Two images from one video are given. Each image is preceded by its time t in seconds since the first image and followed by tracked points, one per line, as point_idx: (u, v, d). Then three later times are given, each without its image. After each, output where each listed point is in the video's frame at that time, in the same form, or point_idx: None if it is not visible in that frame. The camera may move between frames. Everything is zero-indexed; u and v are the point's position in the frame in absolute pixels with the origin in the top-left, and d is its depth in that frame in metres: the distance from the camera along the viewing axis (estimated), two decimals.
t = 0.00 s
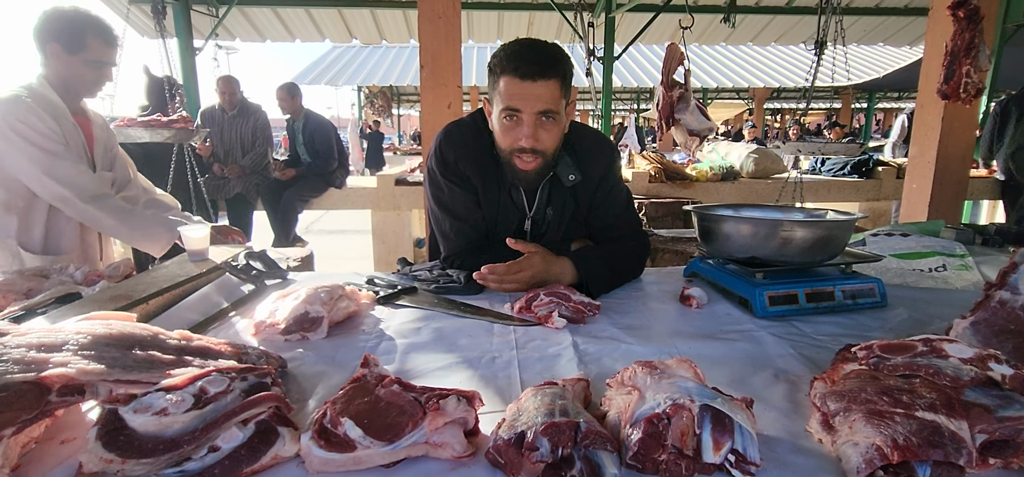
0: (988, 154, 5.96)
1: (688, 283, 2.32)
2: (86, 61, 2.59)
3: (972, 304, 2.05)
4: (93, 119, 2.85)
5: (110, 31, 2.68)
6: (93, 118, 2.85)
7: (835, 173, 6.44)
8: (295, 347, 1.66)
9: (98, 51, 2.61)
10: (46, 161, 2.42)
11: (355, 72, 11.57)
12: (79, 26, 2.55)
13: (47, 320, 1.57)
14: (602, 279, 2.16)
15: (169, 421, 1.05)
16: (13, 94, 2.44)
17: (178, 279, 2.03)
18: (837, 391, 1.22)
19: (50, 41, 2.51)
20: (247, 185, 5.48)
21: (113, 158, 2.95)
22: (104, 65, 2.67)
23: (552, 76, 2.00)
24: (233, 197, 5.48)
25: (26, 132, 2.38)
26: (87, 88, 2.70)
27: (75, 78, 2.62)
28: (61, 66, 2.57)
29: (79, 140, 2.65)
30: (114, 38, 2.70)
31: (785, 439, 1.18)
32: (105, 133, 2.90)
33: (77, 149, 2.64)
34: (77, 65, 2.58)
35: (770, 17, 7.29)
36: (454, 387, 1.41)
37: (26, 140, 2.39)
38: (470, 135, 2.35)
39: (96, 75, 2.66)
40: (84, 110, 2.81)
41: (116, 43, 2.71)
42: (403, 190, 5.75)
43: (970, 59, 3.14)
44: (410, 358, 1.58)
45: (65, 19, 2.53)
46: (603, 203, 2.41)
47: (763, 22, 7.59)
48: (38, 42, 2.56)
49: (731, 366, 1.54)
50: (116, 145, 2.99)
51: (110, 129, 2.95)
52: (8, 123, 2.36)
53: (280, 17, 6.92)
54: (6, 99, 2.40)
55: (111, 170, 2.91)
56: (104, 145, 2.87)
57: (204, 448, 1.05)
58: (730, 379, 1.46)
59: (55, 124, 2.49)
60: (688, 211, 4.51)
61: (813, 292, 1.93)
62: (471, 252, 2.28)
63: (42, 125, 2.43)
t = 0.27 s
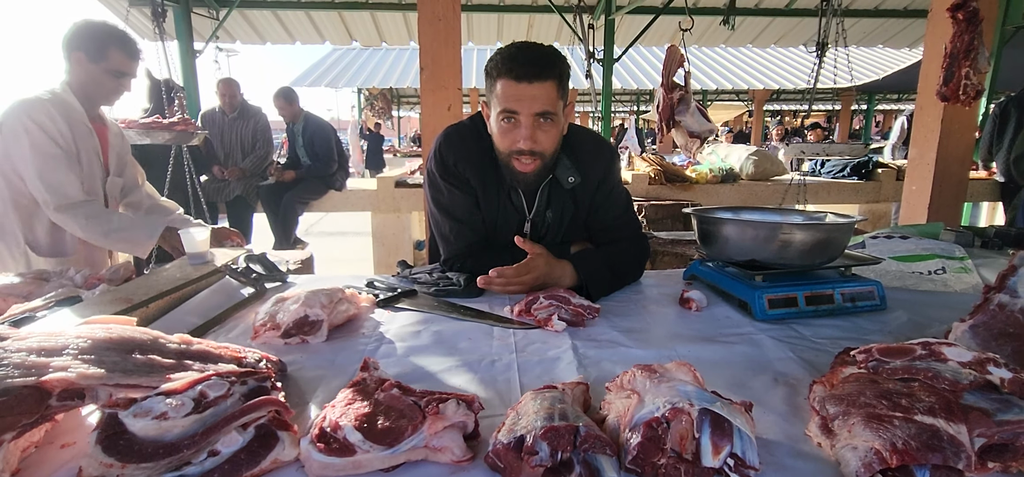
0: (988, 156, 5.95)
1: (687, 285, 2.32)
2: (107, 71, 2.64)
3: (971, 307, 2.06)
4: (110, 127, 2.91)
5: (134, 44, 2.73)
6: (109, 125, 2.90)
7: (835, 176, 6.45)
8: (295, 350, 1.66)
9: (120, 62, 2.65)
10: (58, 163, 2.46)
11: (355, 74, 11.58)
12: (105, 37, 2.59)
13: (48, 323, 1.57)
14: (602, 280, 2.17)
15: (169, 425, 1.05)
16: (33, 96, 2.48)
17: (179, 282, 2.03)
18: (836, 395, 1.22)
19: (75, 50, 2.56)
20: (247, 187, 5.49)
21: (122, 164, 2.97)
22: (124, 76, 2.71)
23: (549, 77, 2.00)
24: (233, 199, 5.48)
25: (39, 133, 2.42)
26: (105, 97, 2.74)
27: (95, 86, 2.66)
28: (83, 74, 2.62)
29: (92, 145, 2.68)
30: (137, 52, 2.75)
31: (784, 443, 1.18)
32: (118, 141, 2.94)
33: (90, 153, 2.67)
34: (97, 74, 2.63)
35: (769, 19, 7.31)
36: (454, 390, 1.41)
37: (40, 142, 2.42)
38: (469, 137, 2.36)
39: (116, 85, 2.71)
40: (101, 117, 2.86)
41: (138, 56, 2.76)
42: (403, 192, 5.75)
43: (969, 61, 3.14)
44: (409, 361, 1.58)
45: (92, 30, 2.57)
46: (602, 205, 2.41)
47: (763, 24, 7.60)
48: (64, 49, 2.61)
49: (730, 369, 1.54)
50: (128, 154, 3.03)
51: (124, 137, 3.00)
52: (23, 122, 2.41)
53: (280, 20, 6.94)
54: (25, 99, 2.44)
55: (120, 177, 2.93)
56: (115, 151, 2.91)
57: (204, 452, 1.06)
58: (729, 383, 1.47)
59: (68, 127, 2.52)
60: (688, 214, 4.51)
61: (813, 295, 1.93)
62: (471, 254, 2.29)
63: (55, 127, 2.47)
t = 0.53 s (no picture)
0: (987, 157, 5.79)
1: (686, 286, 2.32)
2: (107, 73, 2.64)
3: (969, 307, 2.06)
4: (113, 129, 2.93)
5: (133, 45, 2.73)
6: (112, 127, 2.92)
7: (834, 176, 6.45)
8: (294, 351, 1.66)
9: (118, 64, 2.65)
10: (50, 162, 2.46)
11: (354, 75, 11.59)
12: (101, 37, 2.59)
13: (47, 324, 1.58)
14: (601, 281, 2.18)
15: (168, 425, 1.06)
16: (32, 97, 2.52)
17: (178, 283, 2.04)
18: (833, 394, 1.23)
19: (74, 52, 2.57)
20: (247, 188, 5.49)
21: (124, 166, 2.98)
22: (123, 77, 2.71)
23: (548, 79, 2.01)
24: (232, 201, 5.48)
25: (33, 132, 2.44)
26: (106, 98, 2.75)
27: (96, 87, 2.67)
28: (83, 76, 2.63)
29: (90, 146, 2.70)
30: (136, 52, 2.75)
31: (781, 442, 1.19)
32: (122, 142, 2.97)
33: (87, 154, 2.68)
34: (95, 75, 2.63)
35: (768, 20, 7.33)
36: (453, 390, 1.42)
37: (35, 141, 2.44)
38: (468, 139, 2.36)
39: (115, 87, 2.72)
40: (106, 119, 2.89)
41: (137, 57, 2.75)
42: (402, 193, 5.76)
43: (967, 62, 3.15)
44: (409, 362, 1.59)
45: (91, 31, 2.57)
46: (601, 205, 2.42)
47: (762, 25, 7.61)
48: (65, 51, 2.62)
49: (727, 369, 1.55)
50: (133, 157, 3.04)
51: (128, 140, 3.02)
52: (17, 121, 2.43)
53: (279, 21, 6.95)
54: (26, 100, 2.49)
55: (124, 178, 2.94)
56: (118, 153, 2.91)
57: (203, 452, 1.06)
58: (727, 382, 1.47)
59: (63, 128, 2.54)
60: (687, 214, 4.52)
61: (810, 295, 1.94)
62: (471, 255, 2.29)
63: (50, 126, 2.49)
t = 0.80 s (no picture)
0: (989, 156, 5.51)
1: (685, 285, 2.33)
2: (89, 72, 2.57)
3: (967, 306, 2.06)
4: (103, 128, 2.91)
5: (116, 41, 2.64)
6: (102, 125, 2.91)
7: (832, 175, 6.46)
8: (293, 351, 1.66)
9: (99, 62, 2.56)
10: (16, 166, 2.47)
11: (353, 75, 11.59)
12: (80, 35, 2.51)
13: (45, 325, 1.58)
14: (599, 281, 2.18)
15: (167, 425, 1.06)
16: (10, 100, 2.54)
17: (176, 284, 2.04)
18: (831, 393, 1.23)
19: (54, 51, 2.51)
20: (246, 189, 5.49)
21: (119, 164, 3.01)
22: (106, 75, 2.62)
23: (546, 90, 2.00)
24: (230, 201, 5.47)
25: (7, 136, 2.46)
26: (91, 97, 2.69)
27: (79, 86, 2.62)
28: (66, 76, 2.59)
29: (72, 144, 2.72)
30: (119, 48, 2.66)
31: (779, 440, 1.19)
32: (115, 140, 2.97)
33: (67, 154, 2.71)
34: (73, 76, 2.58)
35: (766, 20, 7.33)
36: (451, 390, 1.42)
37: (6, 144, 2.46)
38: (466, 140, 2.36)
39: (97, 84, 2.64)
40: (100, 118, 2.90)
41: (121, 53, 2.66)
42: (402, 193, 5.77)
43: (965, 61, 3.16)
44: (407, 362, 1.59)
45: (69, 29, 2.50)
46: (599, 206, 2.42)
47: (761, 25, 7.62)
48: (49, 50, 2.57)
49: (725, 368, 1.55)
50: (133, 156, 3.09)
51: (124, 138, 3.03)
52: None
53: (278, 22, 6.95)
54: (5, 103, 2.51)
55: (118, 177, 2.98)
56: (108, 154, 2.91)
57: (202, 453, 1.07)
58: (725, 381, 1.48)
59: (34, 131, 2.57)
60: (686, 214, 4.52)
61: (809, 294, 1.94)
62: (468, 256, 2.30)
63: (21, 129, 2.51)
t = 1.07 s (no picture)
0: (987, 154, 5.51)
1: (685, 283, 2.33)
2: (77, 69, 2.55)
3: (967, 303, 2.07)
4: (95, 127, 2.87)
5: (105, 39, 2.62)
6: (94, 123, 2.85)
7: (832, 174, 6.47)
8: (294, 350, 1.66)
9: (87, 59, 2.55)
10: None
11: (353, 75, 11.58)
12: (68, 32, 2.50)
13: (45, 324, 1.58)
14: (599, 279, 2.18)
15: (169, 423, 1.06)
16: None
17: (176, 283, 2.03)
18: (831, 390, 1.23)
19: (42, 49, 2.50)
20: (246, 189, 5.49)
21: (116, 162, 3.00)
22: (95, 72, 2.60)
23: (552, 84, 2.01)
24: (230, 201, 5.46)
25: None
26: (80, 96, 2.66)
27: (67, 86, 2.60)
28: (55, 74, 2.57)
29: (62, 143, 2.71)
30: (107, 45, 2.63)
31: (780, 437, 1.19)
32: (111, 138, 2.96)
33: (54, 153, 2.69)
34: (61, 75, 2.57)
35: (766, 19, 7.34)
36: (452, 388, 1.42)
37: None
38: (468, 139, 2.36)
39: (87, 82, 2.61)
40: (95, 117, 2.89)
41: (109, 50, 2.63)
42: (402, 193, 5.77)
43: (964, 60, 3.16)
44: (408, 360, 1.59)
45: (56, 27, 2.50)
46: (599, 205, 2.43)
47: (760, 23, 7.62)
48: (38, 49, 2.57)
49: (726, 365, 1.55)
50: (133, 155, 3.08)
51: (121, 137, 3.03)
52: None
53: (277, 22, 6.95)
54: None
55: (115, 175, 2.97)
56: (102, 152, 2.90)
57: (203, 450, 1.06)
58: (725, 378, 1.48)
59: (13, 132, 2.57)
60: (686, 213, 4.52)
61: (809, 291, 1.95)
62: (468, 254, 2.30)
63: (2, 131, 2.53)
